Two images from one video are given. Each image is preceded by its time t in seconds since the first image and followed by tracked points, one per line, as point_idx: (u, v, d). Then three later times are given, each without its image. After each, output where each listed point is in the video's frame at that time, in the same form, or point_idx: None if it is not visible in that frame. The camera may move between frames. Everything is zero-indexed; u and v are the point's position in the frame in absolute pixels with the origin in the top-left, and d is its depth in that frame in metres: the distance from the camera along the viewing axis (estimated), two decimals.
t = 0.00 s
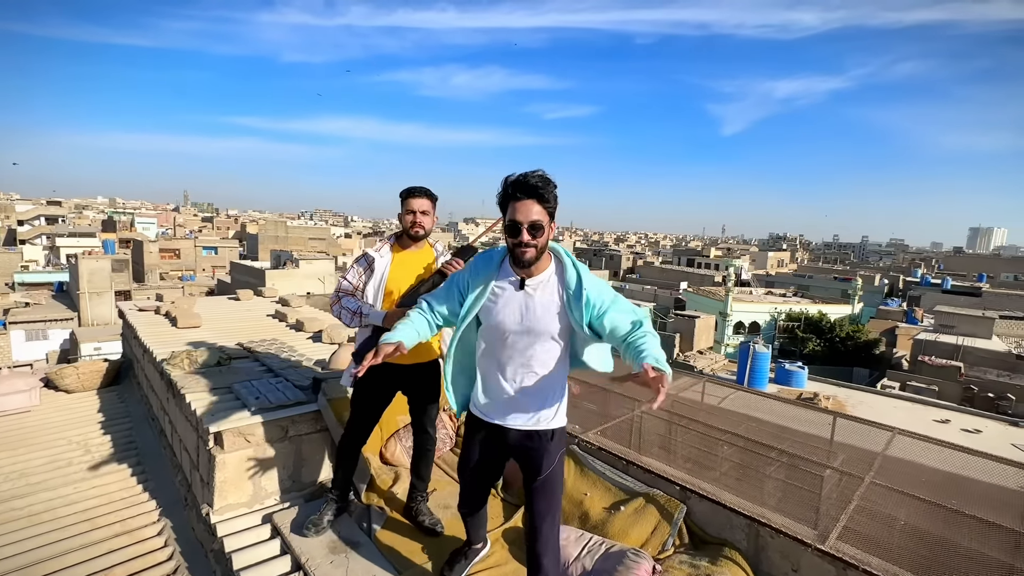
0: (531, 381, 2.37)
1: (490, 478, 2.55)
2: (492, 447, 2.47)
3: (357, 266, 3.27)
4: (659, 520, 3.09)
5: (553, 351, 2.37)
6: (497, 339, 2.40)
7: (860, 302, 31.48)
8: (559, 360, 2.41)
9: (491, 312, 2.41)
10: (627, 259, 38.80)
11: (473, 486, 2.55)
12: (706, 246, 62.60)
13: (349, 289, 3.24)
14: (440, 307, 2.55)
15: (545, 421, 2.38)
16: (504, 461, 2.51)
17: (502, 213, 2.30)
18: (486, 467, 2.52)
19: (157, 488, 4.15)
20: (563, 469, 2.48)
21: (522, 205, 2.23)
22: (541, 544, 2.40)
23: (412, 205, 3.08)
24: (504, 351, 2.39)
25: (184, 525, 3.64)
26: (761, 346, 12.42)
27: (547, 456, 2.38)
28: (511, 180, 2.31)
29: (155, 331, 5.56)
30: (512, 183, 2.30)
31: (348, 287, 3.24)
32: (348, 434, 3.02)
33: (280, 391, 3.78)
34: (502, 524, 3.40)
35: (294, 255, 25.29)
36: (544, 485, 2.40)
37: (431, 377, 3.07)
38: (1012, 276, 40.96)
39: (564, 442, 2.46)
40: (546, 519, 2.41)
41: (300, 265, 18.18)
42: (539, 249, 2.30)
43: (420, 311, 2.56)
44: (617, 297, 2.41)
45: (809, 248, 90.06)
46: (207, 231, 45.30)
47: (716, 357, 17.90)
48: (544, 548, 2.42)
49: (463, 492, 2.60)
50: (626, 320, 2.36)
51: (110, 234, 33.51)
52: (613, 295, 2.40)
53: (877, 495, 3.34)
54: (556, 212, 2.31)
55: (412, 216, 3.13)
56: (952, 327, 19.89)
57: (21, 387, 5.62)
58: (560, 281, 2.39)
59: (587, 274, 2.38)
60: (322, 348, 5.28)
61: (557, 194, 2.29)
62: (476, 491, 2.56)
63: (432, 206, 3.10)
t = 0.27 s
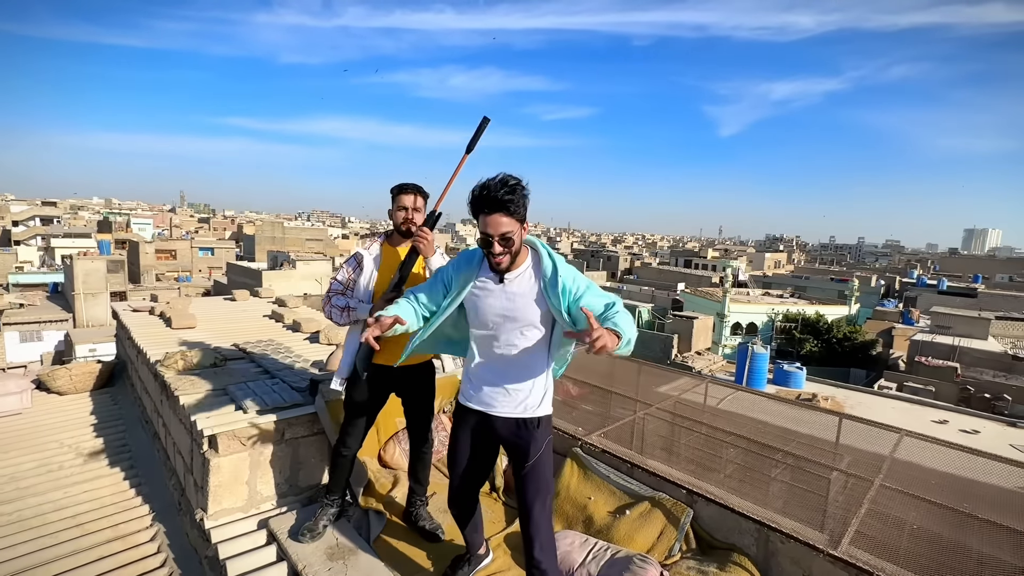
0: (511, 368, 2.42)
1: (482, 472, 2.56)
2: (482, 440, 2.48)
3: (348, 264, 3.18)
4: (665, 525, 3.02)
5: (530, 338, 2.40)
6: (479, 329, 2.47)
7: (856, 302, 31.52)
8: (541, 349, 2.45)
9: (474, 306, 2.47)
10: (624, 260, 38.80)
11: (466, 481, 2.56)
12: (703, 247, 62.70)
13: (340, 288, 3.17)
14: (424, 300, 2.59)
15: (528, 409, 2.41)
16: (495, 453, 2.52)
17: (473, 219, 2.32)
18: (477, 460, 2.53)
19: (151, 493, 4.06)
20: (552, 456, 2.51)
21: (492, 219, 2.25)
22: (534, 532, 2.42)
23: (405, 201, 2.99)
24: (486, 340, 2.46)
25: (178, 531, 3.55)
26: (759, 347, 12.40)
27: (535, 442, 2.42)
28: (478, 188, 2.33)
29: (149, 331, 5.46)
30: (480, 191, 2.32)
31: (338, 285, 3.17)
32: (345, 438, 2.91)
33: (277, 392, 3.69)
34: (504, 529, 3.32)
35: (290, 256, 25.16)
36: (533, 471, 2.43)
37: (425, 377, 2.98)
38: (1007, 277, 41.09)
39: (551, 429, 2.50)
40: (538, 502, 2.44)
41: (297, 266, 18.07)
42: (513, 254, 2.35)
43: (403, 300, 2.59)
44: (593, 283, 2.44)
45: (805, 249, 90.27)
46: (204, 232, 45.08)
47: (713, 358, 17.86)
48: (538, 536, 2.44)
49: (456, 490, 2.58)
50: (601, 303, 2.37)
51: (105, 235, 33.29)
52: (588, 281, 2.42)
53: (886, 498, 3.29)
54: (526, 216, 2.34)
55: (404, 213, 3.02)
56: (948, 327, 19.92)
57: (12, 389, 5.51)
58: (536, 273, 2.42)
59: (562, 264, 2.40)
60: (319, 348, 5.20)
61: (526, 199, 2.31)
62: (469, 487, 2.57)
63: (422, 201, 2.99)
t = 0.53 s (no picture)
0: (504, 357, 2.40)
1: (477, 464, 2.51)
2: (475, 431, 2.45)
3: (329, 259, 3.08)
4: (673, 528, 2.95)
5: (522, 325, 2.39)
6: (470, 323, 2.43)
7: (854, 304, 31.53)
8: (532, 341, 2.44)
9: (463, 302, 2.43)
10: (622, 261, 38.79)
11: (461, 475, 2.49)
12: (701, 248, 62.74)
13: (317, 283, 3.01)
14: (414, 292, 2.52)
15: (521, 398, 2.39)
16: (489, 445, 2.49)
17: (460, 220, 2.27)
18: (474, 455, 2.50)
19: (146, 496, 3.97)
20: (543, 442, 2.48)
21: (478, 221, 2.21)
22: (529, 517, 2.39)
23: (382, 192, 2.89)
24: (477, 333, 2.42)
25: (173, 535, 3.47)
26: (758, 348, 12.35)
27: (526, 429, 2.39)
28: (462, 188, 2.29)
29: (144, 332, 5.38)
30: (465, 190, 2.28)
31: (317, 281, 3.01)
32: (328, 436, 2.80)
33: (274, 394, 3.61)
34: (507, 532, 3.25)
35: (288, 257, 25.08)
36: (524, 456, 2.40)
37: (409, 377, 2.94)
38: (1003, 279, 41.17)
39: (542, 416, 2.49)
40: (531, 489, 2.41)
41: (295, 268, 17.98)
42: (500, 252, 2.32)
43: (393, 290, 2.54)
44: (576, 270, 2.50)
45: (802, 250, 90.45)
46: (201, 234, 44.92)
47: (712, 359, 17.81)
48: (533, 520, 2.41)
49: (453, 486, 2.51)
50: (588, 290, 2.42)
51: (102, 236, 33.11)
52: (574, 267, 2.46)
53: (898, 499, 3.20)
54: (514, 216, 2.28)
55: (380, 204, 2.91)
56: (945, 329, 19.93)
57: (5, 391, 5.42)
58: (524, 266, 2.38)
59: (549, 256, 2.38)
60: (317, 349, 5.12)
61: (514, 199, 2.25)
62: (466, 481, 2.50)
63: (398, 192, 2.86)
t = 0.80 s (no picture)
0: (506, 354, 2.35)
1: (477, 460, 2.46)
2: (475, 424, 2.40)
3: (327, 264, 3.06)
4: (680, 531, 2.89)
5: (524, 320, 2.34)
6: (470, 321, 2.38)
7: (852, 306, 31.55)
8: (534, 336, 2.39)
9: (462, 300, 2.38)
10: (620, 263, 38.78)
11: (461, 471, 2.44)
12: (699, 251, 62.81)
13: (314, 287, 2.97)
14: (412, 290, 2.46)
15: (523, 394, 2.35)
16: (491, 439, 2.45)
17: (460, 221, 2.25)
18: (476, 450, 2.45)
19: (142, 499, 3.90)
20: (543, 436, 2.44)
21: (477, 216, 2.17)
22: (529, 512, 2.34)
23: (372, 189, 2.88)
24: (477, 330, 2.37)
25: (170, 538, 3.41)
26: (758, 350, 12.31)
27: (526, 423, 2.35)
28: (458, 184, 2.25)
29: (141, 333, 5.31)
30: (461, 186, 2.25)
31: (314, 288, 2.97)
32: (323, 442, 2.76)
33: (273, 395, 3.54)
34: (511, 535, 3.19)
35: (287, 259, 25.00)
36: (524, 450, 2.35)
37: (411, 384, 2.90)
38: (1000, 281, 41.22)
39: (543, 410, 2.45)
40: (531, 484, 2.37)
41: (293, 269, 17.91)
42: (499, 247, 2.27)
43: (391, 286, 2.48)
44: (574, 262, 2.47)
45: (800, 253, 90.63)
46: (199, 236, 44.81)
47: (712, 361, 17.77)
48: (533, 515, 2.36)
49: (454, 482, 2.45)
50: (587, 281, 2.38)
51: (99, 238, 32.98)
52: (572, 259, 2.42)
53: (907, 503, 3.16)
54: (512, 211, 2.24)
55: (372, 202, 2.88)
56: (943, 331, 19.94)
57: None
58: (522, 260, 2.33)
59: (548, 249, 2.34)
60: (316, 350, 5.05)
61: (511, 193, 2.20)
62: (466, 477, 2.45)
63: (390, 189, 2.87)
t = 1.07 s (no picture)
0: (513, 357, 2.31)
1: (483, 464, 2.42)
2: (482, 429, 2.37)
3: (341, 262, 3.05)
4: (685, 533, 2.85)
5: (532, 322, 2.30)
6: (477, 320, 2.34)
7: (851, 309, 31.55)
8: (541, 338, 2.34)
9: (469, 296, 2.34)
10: (619, 266, 38.76)
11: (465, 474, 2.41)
12: (697, 254, 62.86)
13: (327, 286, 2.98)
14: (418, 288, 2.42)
15: (530, 399, 2.30)
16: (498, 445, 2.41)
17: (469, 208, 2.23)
18: (484, 455, 2.41)
19: (139, 501, 3.85)
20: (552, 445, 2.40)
21: (486, 201, 2.15)
22: (533, 523, 2.31)
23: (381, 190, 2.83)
24: (484, 331, 2.33)
25: (167, 542, 3.36)
26: (758, 352, 12.28)
27: (535, 431, 2.30)
28: (469, 172, 2.24)
29: (140, 333, 5.27)
30: (471, 175, 2.24)
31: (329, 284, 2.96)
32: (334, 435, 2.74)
33: (273, 396, 3.50)
34: (513, 538, 3.15)
35: (286, 261, 24.95)
36: (532, 459, 2.32)
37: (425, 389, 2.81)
38: (998, 285, 41.26)
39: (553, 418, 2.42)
40: (537, 495, 2.33)
41: (292, 271, 17.88)
42: (507, 239, 2.23)
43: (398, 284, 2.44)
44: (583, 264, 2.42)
45: (798, 256, 90.80)
46: (197, 238, 44.73)
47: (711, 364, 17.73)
48: (537, 524, 2.33)
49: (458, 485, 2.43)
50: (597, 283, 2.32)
51: (98, 240, 32.90)
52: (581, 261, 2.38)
53: (916, 505, 3.13)
54: (521, 203, 2.24)
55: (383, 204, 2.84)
56: (942, 334, 19.94)
57: None
58: (531, 258, 2.30)
59: (556, 248, 2.31)
60: (316, 351, 5.01)
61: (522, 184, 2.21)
62: (470, 481, 2.42)
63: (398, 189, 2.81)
